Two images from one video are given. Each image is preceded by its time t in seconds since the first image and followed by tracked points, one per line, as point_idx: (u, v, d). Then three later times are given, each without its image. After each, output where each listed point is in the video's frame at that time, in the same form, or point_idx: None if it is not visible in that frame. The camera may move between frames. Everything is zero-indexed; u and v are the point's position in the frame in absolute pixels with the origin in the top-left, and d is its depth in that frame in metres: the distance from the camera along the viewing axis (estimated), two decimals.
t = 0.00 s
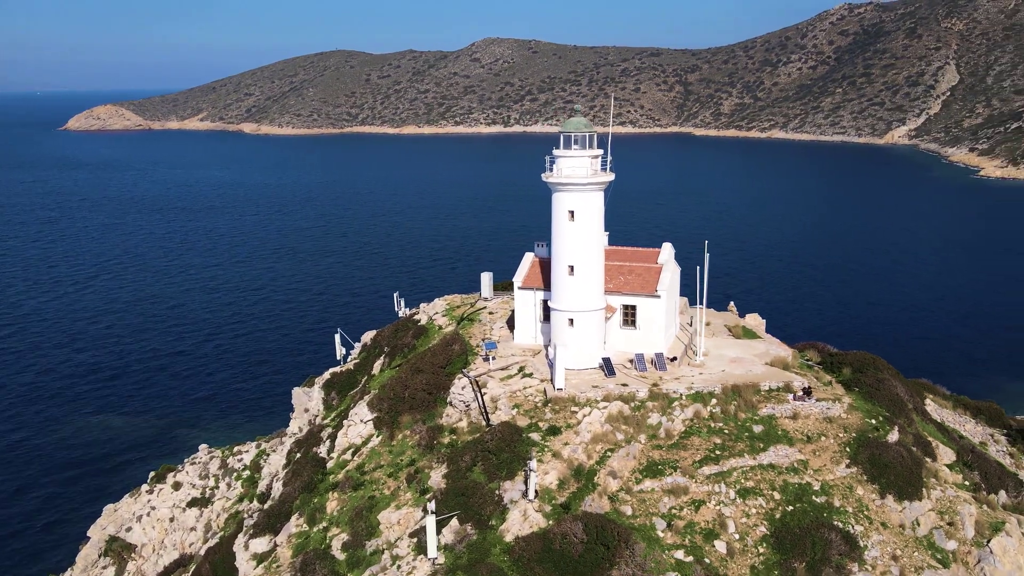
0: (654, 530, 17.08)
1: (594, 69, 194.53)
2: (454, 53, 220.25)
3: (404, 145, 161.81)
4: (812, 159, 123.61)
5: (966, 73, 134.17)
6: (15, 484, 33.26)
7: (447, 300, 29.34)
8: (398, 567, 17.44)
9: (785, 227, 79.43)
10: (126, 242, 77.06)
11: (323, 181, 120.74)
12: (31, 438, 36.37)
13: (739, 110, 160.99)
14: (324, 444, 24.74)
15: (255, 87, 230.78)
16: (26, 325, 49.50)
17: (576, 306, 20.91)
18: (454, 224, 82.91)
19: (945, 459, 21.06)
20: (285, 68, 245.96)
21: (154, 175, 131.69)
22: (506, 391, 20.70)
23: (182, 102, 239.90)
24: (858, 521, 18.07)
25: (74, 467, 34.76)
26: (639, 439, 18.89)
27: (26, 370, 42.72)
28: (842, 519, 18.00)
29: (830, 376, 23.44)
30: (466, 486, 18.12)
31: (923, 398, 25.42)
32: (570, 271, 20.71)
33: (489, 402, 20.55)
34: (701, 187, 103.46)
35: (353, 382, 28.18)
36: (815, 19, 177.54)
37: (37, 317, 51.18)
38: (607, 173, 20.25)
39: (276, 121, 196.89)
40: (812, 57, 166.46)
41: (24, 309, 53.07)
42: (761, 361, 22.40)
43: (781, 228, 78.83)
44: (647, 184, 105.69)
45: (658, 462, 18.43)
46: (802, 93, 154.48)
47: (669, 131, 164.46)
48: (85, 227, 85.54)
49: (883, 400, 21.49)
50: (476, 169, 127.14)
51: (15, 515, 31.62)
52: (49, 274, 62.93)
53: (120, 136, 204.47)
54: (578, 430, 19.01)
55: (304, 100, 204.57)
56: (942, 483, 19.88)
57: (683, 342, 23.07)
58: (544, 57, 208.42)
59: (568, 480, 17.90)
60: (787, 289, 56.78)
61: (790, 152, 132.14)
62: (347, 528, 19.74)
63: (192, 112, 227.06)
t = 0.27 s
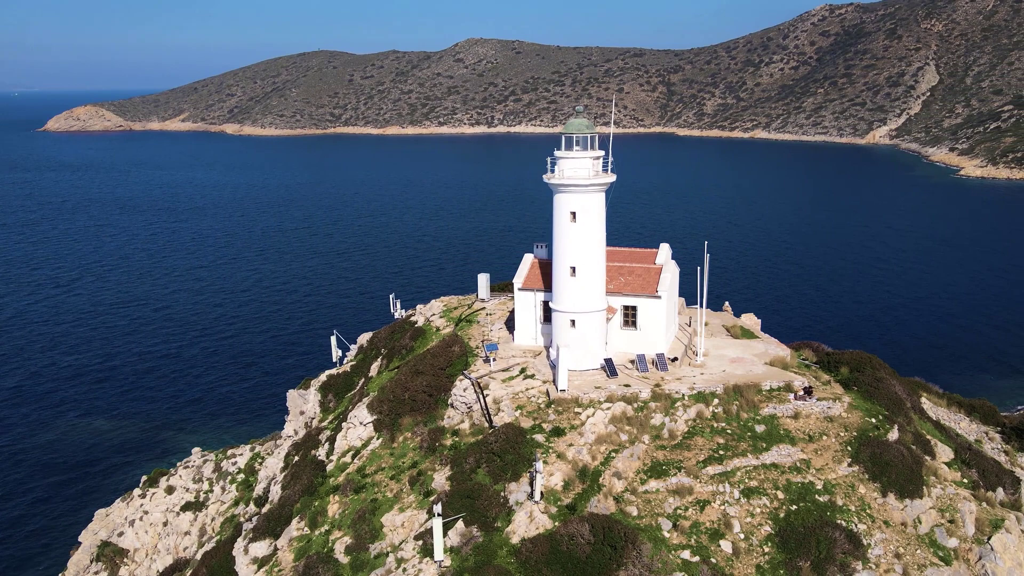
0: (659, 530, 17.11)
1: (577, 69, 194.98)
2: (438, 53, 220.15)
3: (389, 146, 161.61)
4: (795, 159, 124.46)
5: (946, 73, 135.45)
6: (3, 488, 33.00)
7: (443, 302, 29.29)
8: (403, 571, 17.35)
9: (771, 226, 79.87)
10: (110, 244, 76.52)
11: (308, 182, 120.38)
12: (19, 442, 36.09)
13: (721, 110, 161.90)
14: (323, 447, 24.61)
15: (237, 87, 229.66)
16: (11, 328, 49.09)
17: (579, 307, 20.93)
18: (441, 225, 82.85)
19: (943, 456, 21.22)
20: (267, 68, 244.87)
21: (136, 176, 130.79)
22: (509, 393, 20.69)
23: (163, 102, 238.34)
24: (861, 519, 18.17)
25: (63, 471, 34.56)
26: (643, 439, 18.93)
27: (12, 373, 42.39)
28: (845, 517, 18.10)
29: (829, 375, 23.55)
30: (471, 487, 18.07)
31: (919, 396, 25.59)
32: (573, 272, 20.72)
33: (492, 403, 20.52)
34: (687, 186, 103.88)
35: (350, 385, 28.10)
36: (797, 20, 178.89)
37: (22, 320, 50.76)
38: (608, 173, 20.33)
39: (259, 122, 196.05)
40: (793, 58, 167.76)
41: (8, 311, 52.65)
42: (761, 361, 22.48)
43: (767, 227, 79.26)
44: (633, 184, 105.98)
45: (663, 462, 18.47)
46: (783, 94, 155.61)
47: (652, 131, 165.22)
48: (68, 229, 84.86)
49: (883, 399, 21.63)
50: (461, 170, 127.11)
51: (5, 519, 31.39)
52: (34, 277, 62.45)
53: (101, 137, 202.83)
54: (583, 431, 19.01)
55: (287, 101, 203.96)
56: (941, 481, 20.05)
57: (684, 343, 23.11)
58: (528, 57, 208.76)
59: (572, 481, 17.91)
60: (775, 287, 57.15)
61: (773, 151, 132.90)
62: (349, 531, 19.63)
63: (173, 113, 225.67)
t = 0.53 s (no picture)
0: (666, 530, 17.14)
1: (561, 69, 195.31)
2: (421, 53, 219.88)
3: (373, 146, 161.43)
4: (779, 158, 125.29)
5: (926, 74, 136.74)
6: None
7: (440, 303, 29.27)
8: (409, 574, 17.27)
9: (756, 226, 80.28)
10: (94, 245, 75.96)
11: (293, 183, 119.98)
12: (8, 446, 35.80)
13: (705, 110, 162.65)
14: (322, 450, 24.49)
15: (219, 87, 228.31)
16: None
17: (580, 308, 20.96)
18: (428, 226, 82.86)
19: (942, 454, 21.39)
20: (249, 68, 243.60)
21: (117, 177, 129.78)
22: (512, 394, 20.71)
23: (144, 102, 236.53)
24: (864, 518, 18.30)
25: (53, 475, 34.29)
26: (647, 439, 18.97)
27: None
28: (849, 516, 18.21)
29: (826, 374, 23.68)
30: (476, 490, 18.05)
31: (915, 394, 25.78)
32: (574, 273, 20.74)
33: (494, 405, 20.52)
34: (672, 186, 104.27)
35: (347, 386, 28.02)
36: (779, 21, 180.05)
37: (8, 323, 50.30)
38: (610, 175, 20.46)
39: (241, 122, 195.10)
40: (775, 58, 168.85)
41: None
42: (760, 361, 22.61)
43: (753, 226, 79.67)
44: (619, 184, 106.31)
45: (667, 462, 18.52)
46: (765, 94, 156.55)
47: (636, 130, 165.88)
48: (50, 230, 84.17)
49: (882, 398, 21.78)
50: (446, 170, 127.01)
51: None
52: (18, 279, 61.89)
53: (81, 137, 201.16)
54: (587, 432, 19.04)
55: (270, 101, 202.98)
56: (942, 479, 20.22)
57: (683, 344, 23.20)
58: (512, 57, 208.93)
59: (578, 482, 17.92)
60: (763, 287, 57.51)
61: (757, 151, 133.62)
62: (352, 533, 19.54)
63: (155, 113, 224.02)
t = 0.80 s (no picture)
0: (671, 530, 17.18)
1: (547, 69, 195.52)
2: (407, 53, 219.58)
3: (360, 146, 161.20)
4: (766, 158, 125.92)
5: (910, 74, 137.70)
6: None
7: (438, 304, 29.24)
8: None
9: (745, 225, 80.64)
10: (80, 247, 75.45)
11: (279, 184, 119.59)
12: None
13: (691, 110, 163.19)
14: (322, 452, 24.40)
15: (203, 87, 227.09)
16: None
17: (582, 309, 21.00)
18: (417, 226, 82.82)
19: (941, 453, 21.54)
20: (234, 68, 242.46)
21: (101, 178, 128.81)
22: (514, 395, 20.72)
23: (128, 103, 234.96)
24: (867, 516, 18.39)
25: (45, 479, 34.06)
26: (650, 440, 19.02)
27: None
28: (851, 514, 18.31)
29: (825, 373, 23.78)
30: (481, 491, 18.02)
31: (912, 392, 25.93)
32: (576, 274, 20.76)
33: (497, 406, 20.52)
34: (660, 186, 104.58)
35: (345, 388, 27.93)
36: (763, 21, 180.91)
37: None
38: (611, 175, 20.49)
39: (227, 123, 193.95)
40: (760, 58, 169.67)
41: None
42: (761, 360, 22.69)
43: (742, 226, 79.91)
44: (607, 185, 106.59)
45: (671, 462, 18.57)
46: (751, 95, 157.29)
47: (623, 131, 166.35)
48: (35, 232, 83.53)
49: (881, 397, 21.90)
50: (434, 170, 126.89)
51: None
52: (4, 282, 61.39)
53: (64, 138, 199.67)
54: (590, 433, 19.05)
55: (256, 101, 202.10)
56: (942, 477, 20.36)
57: (684, 345, 23.26)
58: (498, 58, 208.94)
59: (583, 482, 17.94)
60: (752, 287, 57.74)
61: (743, 151, 134.05)
62: (355, 535, 19.46)
63: (138, 114, 222.57)
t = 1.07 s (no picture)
0: (677, 530, 17.22)
1: (531, 70, 195.70)
2: (391, 53, 219.18)
3: (344, 147, 160.84)
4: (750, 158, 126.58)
5: (891, 74, 138.77)
6: None
7: (436, 306, 29.24)
8: None
9: (733, 224, 81.04)
10: (65, 249, 74.80)
11: (264, 184, 119.07)
12: None
13: (675, 110, 163.81)
14: (321, 454, 24.29)
15: (185, 87, 225.56)
16: None
17: (584, 310, 21.08)
18: (404, 227, 82.75)
19: (940, 451, 21.70)
20: (216, 68, 241.08)
21: (83, 179, 127.81)
22: (517, 397, 20.76)
23: (108, 103, 233.09)
24: (870, 515, 18.48)
25: (34, 483, 33.73)
26: (654, 440, 19.08)
27: None
28: (854, 513, 18.40)
29: (823, 372, 23.92)
30: (487, 492, 18.00)
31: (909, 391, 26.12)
32: (579, 275, 20.83)
33: (500, 408, 20.55)
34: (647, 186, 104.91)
35: (342, 390, 27.85)
36: (746, 22, 181.87)
37: None
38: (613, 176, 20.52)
39: (209, 123, 192.91)
40: (743, 59, 170.58)
41: None
42: (760, 360, 22.84)
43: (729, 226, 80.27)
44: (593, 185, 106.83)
45: (676, 462, 18.63)
46: (734, 95, 158.11)
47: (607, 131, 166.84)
48: (18, 234, 82.79)
49: (880, 396, 22.05)
50: (420, 171, 126.76)
51: None
52: None
53: (44, 139, 197.87)
54: (595, 434, 19.09)
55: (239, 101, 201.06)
56: (941, 475, 20.51)
57: (684, 345, 23.37)
58: (482, 58, 208.89)
59: (588, 484, 17.96)
60: (741, 287, 58.04)
61: (727, 151, 134.58)
62: (358, 538, 19.36)
63: (119, 114, 220.84)
